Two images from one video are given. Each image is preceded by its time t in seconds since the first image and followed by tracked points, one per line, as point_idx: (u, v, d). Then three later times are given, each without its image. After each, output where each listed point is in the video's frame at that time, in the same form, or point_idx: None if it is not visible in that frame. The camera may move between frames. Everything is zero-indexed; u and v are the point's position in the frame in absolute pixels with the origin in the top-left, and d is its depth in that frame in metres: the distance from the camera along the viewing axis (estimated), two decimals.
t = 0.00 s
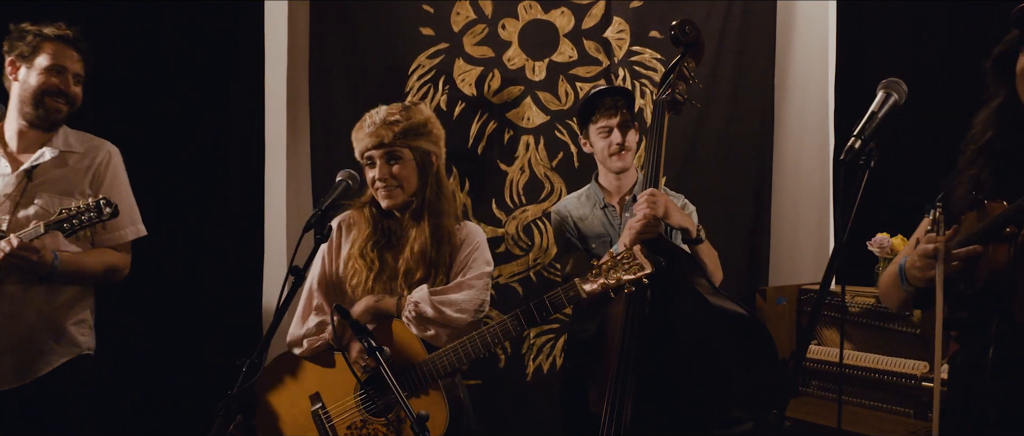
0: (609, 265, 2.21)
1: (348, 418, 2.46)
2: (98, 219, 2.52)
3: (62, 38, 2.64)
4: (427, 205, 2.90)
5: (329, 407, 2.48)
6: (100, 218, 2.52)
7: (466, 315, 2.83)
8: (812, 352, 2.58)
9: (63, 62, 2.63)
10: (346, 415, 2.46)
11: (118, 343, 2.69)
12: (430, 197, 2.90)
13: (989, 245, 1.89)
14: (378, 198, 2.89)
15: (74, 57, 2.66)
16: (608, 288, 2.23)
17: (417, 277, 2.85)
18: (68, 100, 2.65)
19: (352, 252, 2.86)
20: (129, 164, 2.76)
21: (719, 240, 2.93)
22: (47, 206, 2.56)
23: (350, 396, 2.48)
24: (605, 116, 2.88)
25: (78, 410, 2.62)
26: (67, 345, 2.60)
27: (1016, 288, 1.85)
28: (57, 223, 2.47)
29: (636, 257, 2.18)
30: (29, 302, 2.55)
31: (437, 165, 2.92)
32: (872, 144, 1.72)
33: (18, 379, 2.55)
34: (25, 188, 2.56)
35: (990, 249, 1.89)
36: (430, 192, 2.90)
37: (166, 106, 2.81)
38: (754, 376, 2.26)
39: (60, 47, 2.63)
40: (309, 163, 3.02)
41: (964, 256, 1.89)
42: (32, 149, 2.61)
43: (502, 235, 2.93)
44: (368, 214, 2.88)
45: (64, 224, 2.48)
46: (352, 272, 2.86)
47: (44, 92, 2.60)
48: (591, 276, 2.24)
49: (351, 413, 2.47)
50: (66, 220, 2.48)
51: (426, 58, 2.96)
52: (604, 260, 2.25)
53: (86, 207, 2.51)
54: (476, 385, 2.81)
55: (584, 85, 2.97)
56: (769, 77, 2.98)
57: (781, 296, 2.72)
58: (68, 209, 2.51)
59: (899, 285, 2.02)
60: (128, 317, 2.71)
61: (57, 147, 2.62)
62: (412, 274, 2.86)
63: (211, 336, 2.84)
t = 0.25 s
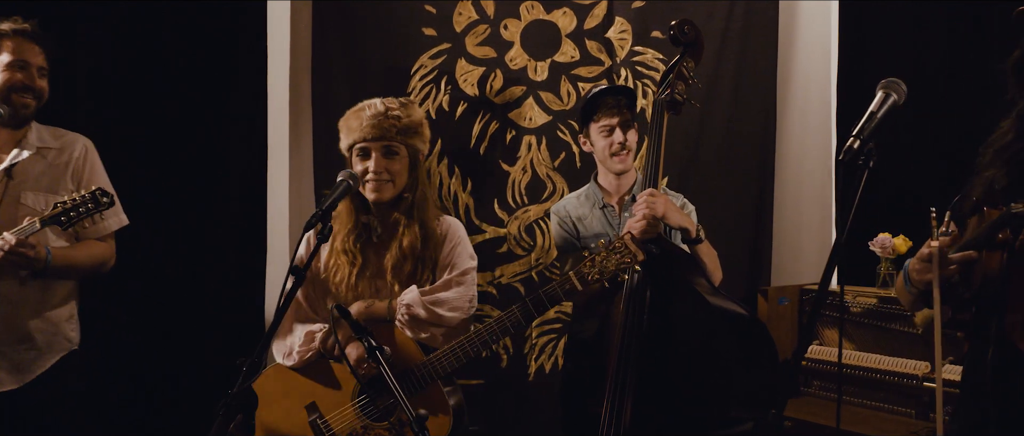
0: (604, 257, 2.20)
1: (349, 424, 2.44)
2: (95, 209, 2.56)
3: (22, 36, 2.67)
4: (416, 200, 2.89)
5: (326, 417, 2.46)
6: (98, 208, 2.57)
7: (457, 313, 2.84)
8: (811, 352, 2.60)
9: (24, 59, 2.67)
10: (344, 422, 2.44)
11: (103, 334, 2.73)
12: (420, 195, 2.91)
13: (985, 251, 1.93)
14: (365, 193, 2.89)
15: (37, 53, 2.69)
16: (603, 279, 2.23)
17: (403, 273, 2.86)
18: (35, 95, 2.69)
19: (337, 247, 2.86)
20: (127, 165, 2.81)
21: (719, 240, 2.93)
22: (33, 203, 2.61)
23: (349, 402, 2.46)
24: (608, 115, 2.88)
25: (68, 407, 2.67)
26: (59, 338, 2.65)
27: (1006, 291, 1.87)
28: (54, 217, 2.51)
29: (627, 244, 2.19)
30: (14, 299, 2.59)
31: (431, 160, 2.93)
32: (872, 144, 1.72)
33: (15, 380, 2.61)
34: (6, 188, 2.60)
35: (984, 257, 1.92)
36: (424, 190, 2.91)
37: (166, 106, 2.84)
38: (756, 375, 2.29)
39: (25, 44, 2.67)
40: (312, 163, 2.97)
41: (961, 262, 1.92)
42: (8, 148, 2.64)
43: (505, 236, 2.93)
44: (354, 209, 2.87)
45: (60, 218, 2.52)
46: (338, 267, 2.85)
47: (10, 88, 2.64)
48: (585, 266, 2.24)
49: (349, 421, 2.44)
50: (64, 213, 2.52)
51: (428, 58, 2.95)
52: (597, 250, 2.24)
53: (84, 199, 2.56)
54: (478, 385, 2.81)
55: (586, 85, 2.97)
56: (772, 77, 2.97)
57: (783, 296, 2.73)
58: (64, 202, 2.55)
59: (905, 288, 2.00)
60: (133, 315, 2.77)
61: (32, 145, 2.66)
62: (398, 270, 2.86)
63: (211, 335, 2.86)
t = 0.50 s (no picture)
0: (602, 252, 2.24)
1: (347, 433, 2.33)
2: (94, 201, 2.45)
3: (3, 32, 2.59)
4: (403, 199, 2.69)
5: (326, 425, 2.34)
6: (95, 200, 2.45)
7: (455, 314, 2.63)
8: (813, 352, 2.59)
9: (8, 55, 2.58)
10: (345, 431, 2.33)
11: (100, 334, 2.72)
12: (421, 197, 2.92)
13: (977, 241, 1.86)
14: (351, 196, 2.66)
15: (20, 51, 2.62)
16: (601, 276, 2.26)
17: (395, 277, 2.64)
18: (22, 94, 2.60)
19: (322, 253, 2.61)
20: (130, 164, 2.81)
21: (720, 240, 2.93)
22: (32, 200, 2.53)
23: (348, 412, 2.35)
24: (611, 116, 2.83)
25: (68, 407, 2.63)
26: (60, 336, 2.59)
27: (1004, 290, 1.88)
28: (54, 210, 2.41)
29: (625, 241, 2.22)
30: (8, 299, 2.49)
31: (435, 160, 2.94)
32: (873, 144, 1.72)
33: (26, 377, 2.54)
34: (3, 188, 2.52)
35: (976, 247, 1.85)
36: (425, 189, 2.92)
37: (166, 106, 2.84)
38: (753, 375, 2.29)
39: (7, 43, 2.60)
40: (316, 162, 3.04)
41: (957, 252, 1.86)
42: None
43: (507, 236, 2.95)
44: (341, 211, 2.64)
45: (59, 210, 2.42)
46: (325, 275, 2.59)
47: None
48: (584, 264, 2.27)
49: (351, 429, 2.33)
50: (63, 206, 2.42)
51: (431, 58, 2.96)
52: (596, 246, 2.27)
53: (81, 190, 2.44)
54: (480, 385, 2.82)
55: (589, 85, 2.98)
56: (774, 77, 2.98)
57: (785, 296, 2.73)
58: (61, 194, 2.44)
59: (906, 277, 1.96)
60: (133, 315, 2.78)
61: (23, 144, 2.58)
62: (391, 272, 2.64)
63: (212, 335, 2.87)
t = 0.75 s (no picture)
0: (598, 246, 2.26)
1: None
2: (107, 203, 2.38)
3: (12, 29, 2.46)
4: (389, 197, 2.51)
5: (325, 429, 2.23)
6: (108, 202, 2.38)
7: (455, 313, 2.42)
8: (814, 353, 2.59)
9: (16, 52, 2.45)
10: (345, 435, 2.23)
11: (110, 335, 2.76)
12: (420, 198, 2.92)
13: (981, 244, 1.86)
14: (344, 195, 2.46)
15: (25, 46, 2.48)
16: (599, 272, 2.26)
17: (391, 278, 2.46)
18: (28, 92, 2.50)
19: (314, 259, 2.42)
20: (128, 164, 2.82)
21: (720, 240, 2.93)
22: (43, 200, 2.46)
23: (348, 417, 2.24)
24: (613, 116, 2.72)
25: (68, 407, 2.53)
26: (70, 337, 2.50)
27: (1006, 289, 1.85)
28: (67, 211, 2.33)
29: (624, 238, 2.24)
30: (21, 298, 2.42)
31: (436, 160, 2.94)
32: (873, 144, 1.72)
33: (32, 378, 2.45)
34: (14, 188, 2.44)
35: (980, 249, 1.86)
36: (423, 189, 2.93)
37: (166, 106, 2.85)
38: (753, 375, 2.29)
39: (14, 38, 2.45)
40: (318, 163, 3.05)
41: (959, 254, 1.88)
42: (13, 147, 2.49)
43: (508, 236, 2.95)
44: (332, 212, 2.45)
45: (73, 212, 2.34)
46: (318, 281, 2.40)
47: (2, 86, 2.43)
48: (584, 261, 2.26)
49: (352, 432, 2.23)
50: (76, 207, 2.34)
51: (432, 58, 2.96)
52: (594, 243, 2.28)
53: (94, 192, 2.36)
54: (481, 384, 2.82)
55: (590, 85, 2.99)
56: (774, 78, 2.98)
57: (786, 297, 2.73)
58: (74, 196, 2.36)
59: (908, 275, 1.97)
60: (134, 315, 2.79)
61: (34, 143, 2.50)
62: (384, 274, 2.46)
63: (212, 335, 2.88)
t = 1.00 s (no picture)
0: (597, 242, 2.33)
1: None
2: (119, 208, 2.38)
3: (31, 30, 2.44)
4: (388, 198, 2.51)
5: (327, 429, 2.23)
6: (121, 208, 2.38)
7: (454, 311, 2.40)
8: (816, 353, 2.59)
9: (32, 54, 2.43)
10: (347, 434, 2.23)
11: (130, 339, 2.79)
12: (419, 197, 2.92)
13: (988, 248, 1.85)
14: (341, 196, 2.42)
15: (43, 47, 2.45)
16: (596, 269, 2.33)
17: (389, 278, 2.44)
18: (43, 92, 2.46)
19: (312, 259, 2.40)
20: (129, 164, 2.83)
21: (720, 241, 2.93)
22: (60, 202, 2.45)
23: (348, 417, 2.24)
24: (614, 117, 2.72)
25: (68, 407, 2.48)
26: (85, 336, 2.49)
27: (1011, 291, 1.84)
28: (78, 215, 2.33)
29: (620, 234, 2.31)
30: (38, 297, 2.42)
31: (437, 160, 2.94)
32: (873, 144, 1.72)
33: (45, 376, 2.44)
34: (33, 187, 2.44)
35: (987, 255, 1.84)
36: (424, 188, 2.93)
37: (166, 106, 2.86)
38: (753, 375, 2.28)
39: (33, 41, 2.43)
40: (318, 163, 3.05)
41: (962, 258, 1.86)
42: (34, 147, 2.50)
43: (509, 236, 2.95)
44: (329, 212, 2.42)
45: (84, 216, 2.34)
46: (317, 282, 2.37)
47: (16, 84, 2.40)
48: (584, 256, 2.33)
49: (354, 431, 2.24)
50: (88, 211, 2.34)
51: (433, 58, 2.97)
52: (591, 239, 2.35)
53: (106, 197, 2.37)
54: (482, 385, 2.82)
55: (590, 86, 2.99)
56: (774, 78, 2.99)
57: (787, 297, 2.73)
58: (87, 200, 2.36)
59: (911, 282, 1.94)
60: (135, 313, 2.80)
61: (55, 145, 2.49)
62: (379, 276, 2.44)
63: (211, 335, 2.87)
